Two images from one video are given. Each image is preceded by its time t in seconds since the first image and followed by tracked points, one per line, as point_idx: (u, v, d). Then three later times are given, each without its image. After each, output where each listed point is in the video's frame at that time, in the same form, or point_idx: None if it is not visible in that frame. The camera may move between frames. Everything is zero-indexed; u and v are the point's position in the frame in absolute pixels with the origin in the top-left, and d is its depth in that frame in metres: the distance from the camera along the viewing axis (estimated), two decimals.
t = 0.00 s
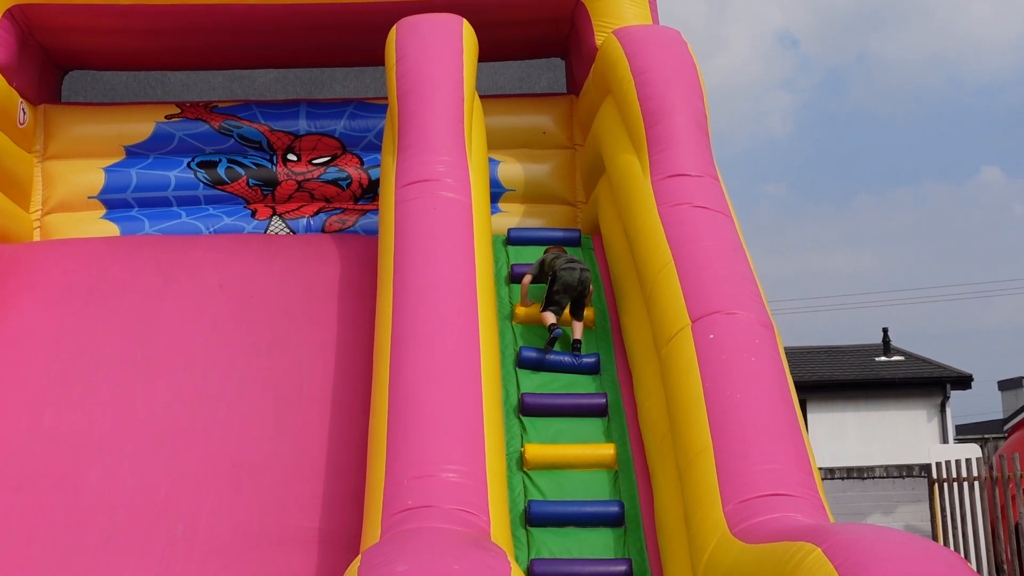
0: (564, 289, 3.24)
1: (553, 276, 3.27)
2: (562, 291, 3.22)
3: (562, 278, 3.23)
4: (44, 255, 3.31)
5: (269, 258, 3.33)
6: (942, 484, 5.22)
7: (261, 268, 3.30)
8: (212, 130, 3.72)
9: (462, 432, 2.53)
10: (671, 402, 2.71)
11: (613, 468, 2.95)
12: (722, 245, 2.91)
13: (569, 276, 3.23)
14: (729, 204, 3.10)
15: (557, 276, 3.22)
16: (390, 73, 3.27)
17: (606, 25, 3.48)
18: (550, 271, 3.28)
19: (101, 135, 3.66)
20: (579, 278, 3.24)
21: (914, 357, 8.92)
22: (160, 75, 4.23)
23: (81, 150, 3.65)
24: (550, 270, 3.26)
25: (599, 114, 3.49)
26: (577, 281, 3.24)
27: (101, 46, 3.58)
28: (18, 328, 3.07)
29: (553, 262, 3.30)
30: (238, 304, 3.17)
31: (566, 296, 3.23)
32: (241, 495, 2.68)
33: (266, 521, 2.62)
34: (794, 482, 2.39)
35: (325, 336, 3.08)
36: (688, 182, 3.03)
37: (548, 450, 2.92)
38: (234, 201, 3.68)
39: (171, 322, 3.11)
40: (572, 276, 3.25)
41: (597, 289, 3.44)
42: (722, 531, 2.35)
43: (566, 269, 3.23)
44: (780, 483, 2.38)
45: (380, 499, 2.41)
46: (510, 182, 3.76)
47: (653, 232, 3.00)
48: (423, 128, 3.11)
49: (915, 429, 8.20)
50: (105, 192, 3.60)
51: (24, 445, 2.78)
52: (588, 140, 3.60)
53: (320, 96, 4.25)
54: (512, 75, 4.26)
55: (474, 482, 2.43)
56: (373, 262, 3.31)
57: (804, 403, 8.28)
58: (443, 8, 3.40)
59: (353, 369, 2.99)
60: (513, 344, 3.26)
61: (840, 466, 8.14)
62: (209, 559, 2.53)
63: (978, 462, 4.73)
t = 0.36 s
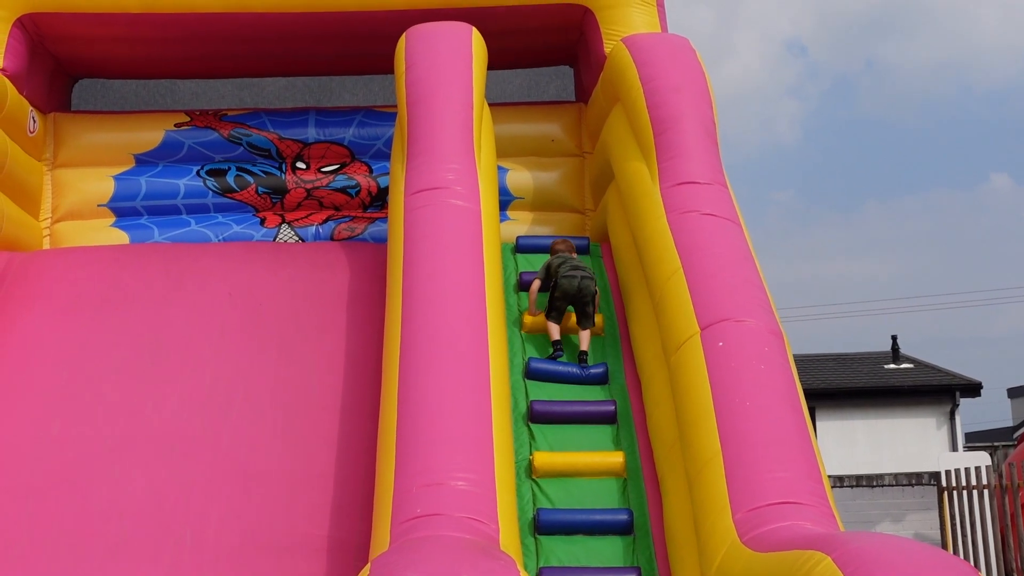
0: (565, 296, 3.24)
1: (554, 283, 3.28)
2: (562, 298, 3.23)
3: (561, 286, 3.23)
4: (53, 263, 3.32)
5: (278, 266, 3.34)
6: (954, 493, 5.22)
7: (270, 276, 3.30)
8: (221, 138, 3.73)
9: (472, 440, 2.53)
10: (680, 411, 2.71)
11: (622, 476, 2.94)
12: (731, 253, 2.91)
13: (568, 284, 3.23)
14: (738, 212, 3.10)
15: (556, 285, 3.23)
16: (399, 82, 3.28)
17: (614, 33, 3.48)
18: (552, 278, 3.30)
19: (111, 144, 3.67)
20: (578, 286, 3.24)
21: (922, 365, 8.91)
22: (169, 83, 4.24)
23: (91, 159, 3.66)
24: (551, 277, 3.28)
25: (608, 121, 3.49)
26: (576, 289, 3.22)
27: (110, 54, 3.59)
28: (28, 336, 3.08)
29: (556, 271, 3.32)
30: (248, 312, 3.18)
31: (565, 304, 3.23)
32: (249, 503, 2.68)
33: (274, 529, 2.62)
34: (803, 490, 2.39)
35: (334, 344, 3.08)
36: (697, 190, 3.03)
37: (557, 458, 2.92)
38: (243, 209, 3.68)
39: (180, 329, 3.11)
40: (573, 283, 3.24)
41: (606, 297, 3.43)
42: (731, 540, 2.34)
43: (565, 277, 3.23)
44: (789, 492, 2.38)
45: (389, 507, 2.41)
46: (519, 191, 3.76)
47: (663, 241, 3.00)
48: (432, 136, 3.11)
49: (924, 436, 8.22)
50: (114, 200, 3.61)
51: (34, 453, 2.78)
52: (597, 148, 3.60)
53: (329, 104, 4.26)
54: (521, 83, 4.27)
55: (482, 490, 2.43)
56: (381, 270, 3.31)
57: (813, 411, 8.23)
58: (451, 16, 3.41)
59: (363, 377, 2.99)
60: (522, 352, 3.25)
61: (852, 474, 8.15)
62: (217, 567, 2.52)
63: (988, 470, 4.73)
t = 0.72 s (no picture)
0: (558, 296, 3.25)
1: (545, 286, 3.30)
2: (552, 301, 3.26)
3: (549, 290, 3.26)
4: (62, 272, 3.33)
5: (286, 275, 3.34)
6: (965, 501, 5.21)
7: (279, 285, 3.30)
8: (230, 148, 3.73)
9: (480, 449, 2.52)
10: (689, 419, 2.70)
11: (630, 485, 2.94)
12: (739, 262, 2.91)
13: (554, 286, 3.25)
14: (746, 221, 3.09)
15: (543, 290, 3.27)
16: (407, 91, 3.28)
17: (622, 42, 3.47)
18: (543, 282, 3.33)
19: (120, 153, 3.68)
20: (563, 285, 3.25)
21: (931, 373, 8.88)
22: (178, 93, 4.26)
23: (100, 168, 3.67)
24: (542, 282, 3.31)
25: (616, 130, 3.49)
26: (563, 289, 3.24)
27: (119, 64, 3.60)
28: (37, 345, 3.08)
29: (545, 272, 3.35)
30: (257, 321, 3.18)
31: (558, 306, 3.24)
32: (257, 512, 2.68)
33: (283, 538, 2.62)
34: (813, 499, 2.38)
35: (343, 354, 3.08)
36: (705, 199, 3.03)
37: (565, 467, 2.91)
38: (252, 218, 3.69)
39: (189, 339, 3.12)
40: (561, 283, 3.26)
41: (614, 305, 3.42)
42: (740, 549, 2.34)
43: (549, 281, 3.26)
44: (799, 500, 2.37)
45: (398, 517, 2.41)
46: (527, 199, 3.76)
47: (671, 249, 3.00)
48: (440, 145, 3.11)
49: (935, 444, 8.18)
50: (123, 210, 3.62)
51: (44, 461, 2.79)
52: (605, 156, 3.60)
53: (337, 114, 4.27)
54: (529, 92, 4.27)
55: (491, 499, 2.42)
56: (389, 279, 3.31)
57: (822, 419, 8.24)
58: (459, 25, 3.41)
59: (371, 386, 2.99)
60: (531, 360, 3.25)
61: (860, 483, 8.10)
62: None
63: (998, 479, 4.73)
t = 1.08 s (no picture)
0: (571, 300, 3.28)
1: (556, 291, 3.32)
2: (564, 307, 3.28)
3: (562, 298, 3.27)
4: (74, 282, 3.33)
5: (297, 285, 3.34)
6: (978, 512, 5.22)
7: (290, 295, 3.31)
8: (241, 159, 3.74)
9: (491, 460, 2.52)
10: (700, 430, 2.70)
11: (641, 495, 2.93)
12: (750, 272, 2.90)
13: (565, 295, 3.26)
14: (757, 231, 3.09)
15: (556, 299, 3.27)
16: (417, 102, 3.29)
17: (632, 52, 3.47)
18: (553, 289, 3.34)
19: (132, 164, 3.69)
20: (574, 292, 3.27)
21: (943, 383, 8.86)
22: (189, 104, 4.27)
23: (111, 179, 3.68)
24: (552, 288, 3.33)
25: (626, 140, 3.49)
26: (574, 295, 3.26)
27: (130, 75, 3.61)
28: (49, 355, 3.09)
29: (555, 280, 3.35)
30: (268, 331, 3.18)
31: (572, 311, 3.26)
32: (268, 522, 2.67)
33: (293, 549, 2.61)
34: (825, 510, 2.37)
35: (354, 364, 3.08)
36: (716, 209, 3.02)
37: (576, 477, 2.91)
38: (263, 229, 3.69)
39: (200, 349, 3.12)
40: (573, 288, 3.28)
41: (625, 316, 3.41)
42: (751, 559, 2.33)
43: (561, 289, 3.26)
44: (811, 511, 2.36)
45: (409, 527, 2.40)
46: (537, 210, 3.77)
47: (681, 260, 2.99)
48: (450, 156, 3.12)
49: (947, 455, 8.13)
50: (135, 220, 3.63)
51: (55, 472, 2.79)
52: (615, 167, 3.60)
53: (348, 124, 4.27)
54: (539, 102, 4.27)
55: (502, 510, 2.42)
56: (400, 289, 3.31)
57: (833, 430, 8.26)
58: (469, 36, 3.42)
59: (382, 397, 2.98)
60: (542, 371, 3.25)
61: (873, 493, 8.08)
62: None
63: (1013, 491, 4.72)
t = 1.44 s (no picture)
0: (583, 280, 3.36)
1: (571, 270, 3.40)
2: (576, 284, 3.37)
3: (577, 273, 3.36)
4: (88, 293, 3.34)
5: (311, 296, 3.35)
6: (997, 524, 5.22)
7: (304, 306, 3.31)
8: (255, 169, 3.75)
9: (506, 470, 2.51)
10: (714, 440, 2.69)
11: (656, 506, 2.92)
12: (765, 283, 2.90)
13: (582, 269, 3.36)
14: (771, 241, 3.08)
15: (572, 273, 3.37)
16: (431, 112, 3.29)
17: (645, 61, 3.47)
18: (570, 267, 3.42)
19: (146, 175, 3.71)
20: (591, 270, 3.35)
21: (956, 393, 8.82)
22: (204, 115, 4.28)
23: (126, 190, 3.70)
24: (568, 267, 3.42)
25: (639, 150, 3.49)
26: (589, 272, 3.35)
27: (143, 85, 3.62)
28: (63, 364, 3.10)
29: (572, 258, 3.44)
30: (282, 342, 3.18)
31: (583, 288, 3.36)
32: (281, 532, 2.67)
33: (306, 558, 2.61)
34: (839, 521, 2.36)
35: (368, 375, 3.08)
36: (730, 219, 3.02)
37: (590, 488, 2.90)
38: (277, 239, 3.70)
39: (215, 360, 3.12)
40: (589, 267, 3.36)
41: (639, 327, 3.40)
42: (766, 570, 2.32)
43: (578, 263, 3.36)
44: (826, 522, 2.35)
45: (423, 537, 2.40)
46: (551, 220, 3.77)
47: (695, 269, 2.99)
48: (464, 166, 3.12)
49: (962, 465, 8.12)
50: (149, 231, 3.64)
51: (70, 482, 2.79)
52: (629, 176, 3.60)
53: (362, 135, 4.28)
54: (552, 112, 4.27)
55: (516, 520, 2.41)
56: (414, 299, 3.32)
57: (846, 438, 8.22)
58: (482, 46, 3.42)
59: (397, 408, 2.98)
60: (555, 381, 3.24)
61: (886, 502, 8.05)
62: None
63: None
